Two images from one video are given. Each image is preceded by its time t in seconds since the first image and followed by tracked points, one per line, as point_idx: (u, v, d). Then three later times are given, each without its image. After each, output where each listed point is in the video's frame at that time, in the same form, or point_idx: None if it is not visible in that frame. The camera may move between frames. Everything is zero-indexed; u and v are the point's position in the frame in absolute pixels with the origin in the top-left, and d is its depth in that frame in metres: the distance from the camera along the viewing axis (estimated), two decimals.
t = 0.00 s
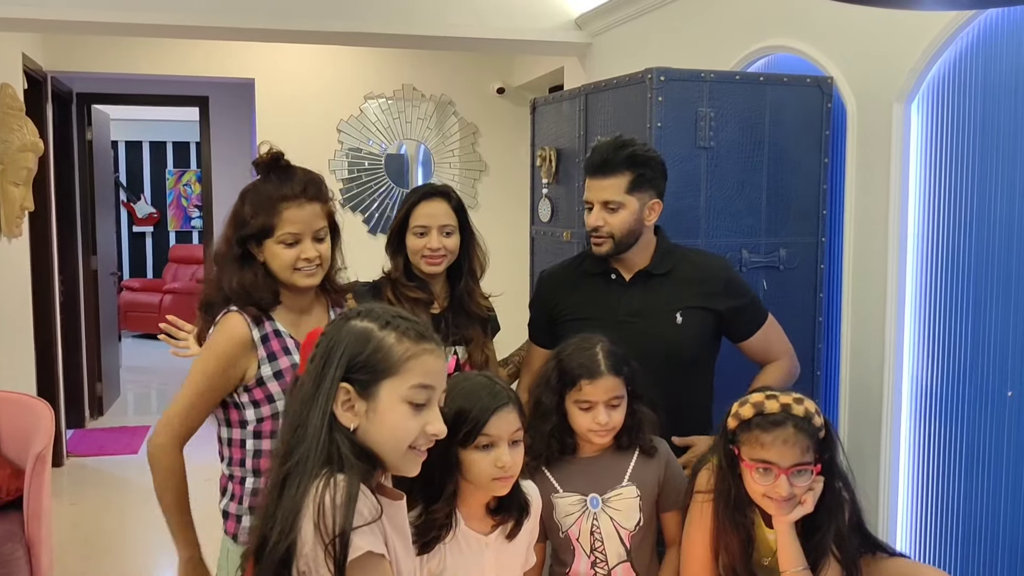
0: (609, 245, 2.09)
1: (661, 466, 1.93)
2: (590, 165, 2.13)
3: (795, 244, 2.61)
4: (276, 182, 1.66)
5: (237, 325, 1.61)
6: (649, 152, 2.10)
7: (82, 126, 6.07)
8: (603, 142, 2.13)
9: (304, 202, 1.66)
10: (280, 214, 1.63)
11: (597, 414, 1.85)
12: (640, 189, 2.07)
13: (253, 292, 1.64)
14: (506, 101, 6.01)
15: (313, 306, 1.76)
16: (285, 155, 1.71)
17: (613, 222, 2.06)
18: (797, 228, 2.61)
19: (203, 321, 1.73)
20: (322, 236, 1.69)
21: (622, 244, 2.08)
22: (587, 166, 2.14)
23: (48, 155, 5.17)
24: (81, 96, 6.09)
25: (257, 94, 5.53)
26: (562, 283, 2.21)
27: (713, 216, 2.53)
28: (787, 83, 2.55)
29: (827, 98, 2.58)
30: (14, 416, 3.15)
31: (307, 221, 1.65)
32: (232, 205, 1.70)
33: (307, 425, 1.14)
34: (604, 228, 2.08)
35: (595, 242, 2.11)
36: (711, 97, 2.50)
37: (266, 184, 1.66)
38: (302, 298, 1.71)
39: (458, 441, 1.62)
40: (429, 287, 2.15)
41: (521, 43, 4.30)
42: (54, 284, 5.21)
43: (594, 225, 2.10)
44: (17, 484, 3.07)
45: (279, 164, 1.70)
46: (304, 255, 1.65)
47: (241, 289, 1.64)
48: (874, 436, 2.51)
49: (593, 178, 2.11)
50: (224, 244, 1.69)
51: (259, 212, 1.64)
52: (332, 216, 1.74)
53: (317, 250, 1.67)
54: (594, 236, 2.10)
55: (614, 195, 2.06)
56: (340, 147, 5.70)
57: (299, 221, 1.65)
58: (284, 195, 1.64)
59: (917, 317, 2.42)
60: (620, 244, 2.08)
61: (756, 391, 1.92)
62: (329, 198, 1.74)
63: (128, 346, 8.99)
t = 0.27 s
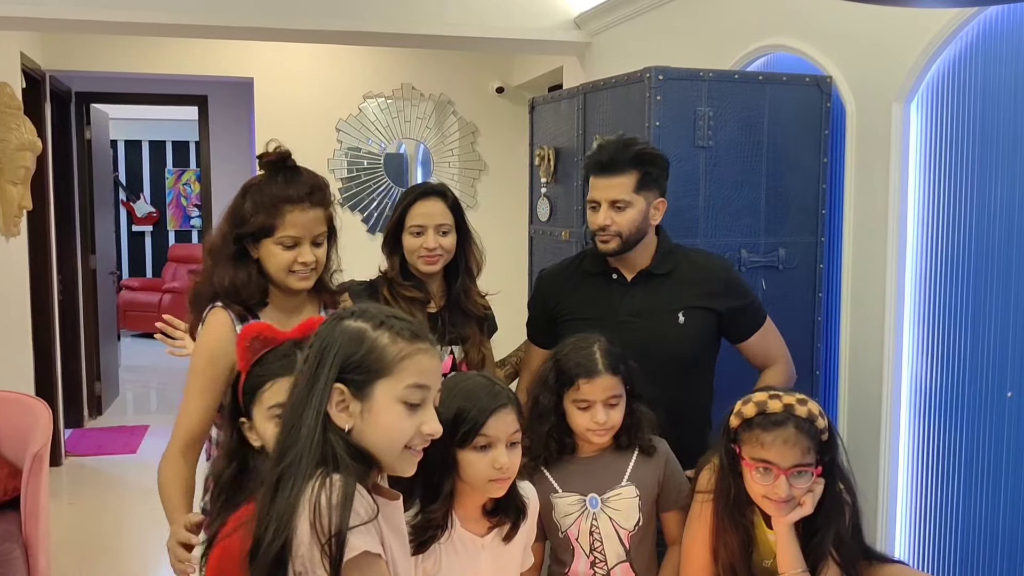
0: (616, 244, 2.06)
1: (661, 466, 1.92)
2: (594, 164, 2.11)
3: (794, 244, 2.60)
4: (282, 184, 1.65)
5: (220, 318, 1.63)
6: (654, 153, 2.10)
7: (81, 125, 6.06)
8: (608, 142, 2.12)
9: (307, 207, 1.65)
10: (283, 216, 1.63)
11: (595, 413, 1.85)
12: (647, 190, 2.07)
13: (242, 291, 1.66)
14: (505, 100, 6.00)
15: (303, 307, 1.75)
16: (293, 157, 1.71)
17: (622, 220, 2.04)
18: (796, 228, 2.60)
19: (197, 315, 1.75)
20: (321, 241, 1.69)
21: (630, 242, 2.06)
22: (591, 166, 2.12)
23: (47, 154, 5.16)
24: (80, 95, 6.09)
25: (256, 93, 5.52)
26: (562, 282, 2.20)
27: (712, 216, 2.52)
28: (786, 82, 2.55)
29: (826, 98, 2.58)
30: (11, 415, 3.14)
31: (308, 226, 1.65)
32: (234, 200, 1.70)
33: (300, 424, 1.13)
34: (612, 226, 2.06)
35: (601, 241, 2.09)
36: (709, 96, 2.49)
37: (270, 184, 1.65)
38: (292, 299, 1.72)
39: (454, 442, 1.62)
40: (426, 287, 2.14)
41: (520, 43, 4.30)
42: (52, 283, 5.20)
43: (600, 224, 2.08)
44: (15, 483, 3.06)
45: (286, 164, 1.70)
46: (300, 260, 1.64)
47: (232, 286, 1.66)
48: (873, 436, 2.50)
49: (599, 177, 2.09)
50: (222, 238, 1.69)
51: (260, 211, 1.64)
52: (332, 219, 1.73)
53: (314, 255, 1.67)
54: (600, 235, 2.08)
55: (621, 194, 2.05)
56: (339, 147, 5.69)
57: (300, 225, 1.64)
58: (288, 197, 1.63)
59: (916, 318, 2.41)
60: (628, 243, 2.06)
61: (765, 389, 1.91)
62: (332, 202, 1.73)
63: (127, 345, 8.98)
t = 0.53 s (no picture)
0: (620, 244, 2.05)
1: (660, 467, 1.92)
2: (598, 164, 2.10)
3: (792, 244, 2.60)
4: (306, 195, 1.65)
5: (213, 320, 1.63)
6: (657, 154, 2.09)
7: (80, 125, 6.06)
8: (610, 141, 2.10)
9: (328, 221, 1.65)
10: (304, 229, 1.63)
11: (595, 410, 1.85)
12: (650, 188, 2.06)
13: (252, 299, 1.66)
14: (504, 100, 6.00)
15: (297, 312, 1.75)
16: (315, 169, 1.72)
17: (626, 220, 2.03)
18: (794, 228, 2.60)
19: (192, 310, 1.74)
20: (332, 254, 1.70)
21: (634, 242, 2.06)
22: (595, 165, 2.10)
23: (45, 152, 5.15)
24: (79, 94, 6.08)
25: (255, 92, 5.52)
26: (562, 282, 2.20)
27: (710, 216, 2.52)
28: (785, 82, 2.55)
29: (825, 98, 2.58)
30: (9, 414, 3.14)
31: (324, 240, 1.65)
32: (249, 204, 1.68)
33: (299, 424, 1.13)
34: (616, 226, 2.05)
35: (606, 241, 2.07)
36: (707, 96, 2.49)
37: (294, 194, 1.65)
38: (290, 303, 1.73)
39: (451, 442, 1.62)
40: (425, 286, 2.14)
41: (519, 42, 4.30)
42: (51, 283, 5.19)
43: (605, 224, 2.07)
44: (13, 483, 3.07)
45: (309, 176, 1.70)
46: (313, 272, 1.65)
47: (239, 292, 1.65)
48: (871, 436, 2.50)
49: (602, 177, 2.08)
50: (230, 241, 1.68)
51: (280, 219, 1.63)
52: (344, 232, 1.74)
53: (326, 268, 1.68)
54: (605, 235, 2.07)
55: (626, 194, 2.04)
56: (338, 146, 5.69)
57: (317, 239, 1.64)
58: (312, 210, 1.63)
59: (914, 319, 2.41)
60: (632, 243, 2.05)
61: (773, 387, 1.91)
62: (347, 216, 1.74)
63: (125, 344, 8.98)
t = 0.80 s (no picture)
0: (638, 241, 2.03)
1: (663, 467, 1.92)
2: (609, 160, 2.05)
3: (793, 244, 2.60)
4: (322, 198, 1.64)
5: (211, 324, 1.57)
6: (665, 150, 2.07)
7: (80, 124, 6.06)
8: (618, 139, 2.06)
9: (342, 225, 1.65)
10: (319, 233, 1.62)
11: (596, 406, 1.85)
12: (662, 184, 2.05)
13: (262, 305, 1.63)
14: (504, 100, 6.00)
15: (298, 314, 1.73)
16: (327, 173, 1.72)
17: (645, 217, 2.01)
18: (795, 227, 2.60)
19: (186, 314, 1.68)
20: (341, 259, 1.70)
21: (649, 238, 2.05)
22: (604, 162, 2.06)
23: (46, 151, 5.15)
24: (79, 93, 6.08)
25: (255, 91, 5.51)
26: (564, 282, 2.19)
27: (711, 216, 2.52)
28: (786, 82, 2.54)
29: (826, 98, 2.58)
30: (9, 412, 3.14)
31: (337, 244, 1.65)
32: (259, 205, 1.65)
33: (302, 422, 1.13)
34: (634, 224, 2.02)
35: (621, 240, 2.04)
36: (708, 95, 2.49)
37: (311, 197, 1.63)
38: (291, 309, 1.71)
39: (452, 440, 1.61)
40: (425, 285, 2.14)
41: (519, 42, 4.29)
42: (51, 282, 5.19)
43: (620, 222, 2.03)
44: (13, 481, 3.06)
45: (320, 180, 1.69)
46: (325, 275, 1.65)
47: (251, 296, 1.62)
48: (871, 436, 2.50)
49: (613, 174, 2.04)
50: (238, 244, 1.63)
51: (295, 224, 1.61)
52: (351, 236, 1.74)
53: (335, 272, 1.68)
54: (622, 234, 2.03)
55: (643, 191, 2.01)
56: (339, 145, 5.69)
57: (332, 243, 1.64)
58: (330, 213, 1.63)
59: (915, 319, 2.41)
60: (650, 238, 2.04)
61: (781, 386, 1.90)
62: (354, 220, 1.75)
63: (125, 344, 8.98)
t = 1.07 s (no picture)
0: (644, 241, 2.04)
1: (662, 467, 1.92)
2: (616, 160, 2.05)
3: (793, 244, 2.61)
4: (327, 197, 1.57)
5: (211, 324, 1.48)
6: (669, 151, 2.08)
7: (80, 124, 6.06)
8: (624, 139, 2.06)
9: (347, 224, 1.58)
10: (325, 233, 1.54)
11: (598, 405, 1.85)
12: (665, 186, 2.07)
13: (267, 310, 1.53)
14: (504, 100, 6.00)
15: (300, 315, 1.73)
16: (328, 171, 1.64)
17: (653, 217, 2.02)
18: (795, 228, 2.61)
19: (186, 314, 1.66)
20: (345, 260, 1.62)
21: (654, 238, 2.06)
22: (611, 161, 2.05)
23: (46, 151, 5.16)
24: (79, 93, 6.09)
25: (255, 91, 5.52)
26: (565, 282, 2.20)
27: (711, 217, 2.52)
28: (786, 82, 2.55)
29: (826, 98, 2.58)
30: (10, 412, 3.14)
31: (343, 244, 1.58)
32: (261, 206, 1.57)
33: (304, 421, 1.13)
34: (641, 224, 2.02)
35: (627, 240, 2.04)
36: (709, 96, 2.49)
37: (315, 197, 1.56)
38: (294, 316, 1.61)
39: (453, 439, 1.62)
40: (425, 286, 2.14)
41: (520, 42, 4.30)
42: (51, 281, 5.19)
43: (627, 223, 2.03)
44: (13, 480, 3.06)
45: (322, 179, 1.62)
46: (331, 276, 1.58)
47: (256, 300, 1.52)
48: (871, 436, 2.50)
49: (619, 174, 2.03)
50: (237, 245, 1.54)
51: (301, 223, 1.53)
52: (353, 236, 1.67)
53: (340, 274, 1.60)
54: (628, 234, 2.03)
55: (650, 191, 2.02)
56: (339, 145, 5.69)
57: (338, 243, 1.57)
58: (335, 213, 1.56)
59: (914, 320, 2.41)
60: (655, 238, 2.05)
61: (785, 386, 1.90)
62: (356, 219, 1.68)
63: (125, 343, 8.98)
